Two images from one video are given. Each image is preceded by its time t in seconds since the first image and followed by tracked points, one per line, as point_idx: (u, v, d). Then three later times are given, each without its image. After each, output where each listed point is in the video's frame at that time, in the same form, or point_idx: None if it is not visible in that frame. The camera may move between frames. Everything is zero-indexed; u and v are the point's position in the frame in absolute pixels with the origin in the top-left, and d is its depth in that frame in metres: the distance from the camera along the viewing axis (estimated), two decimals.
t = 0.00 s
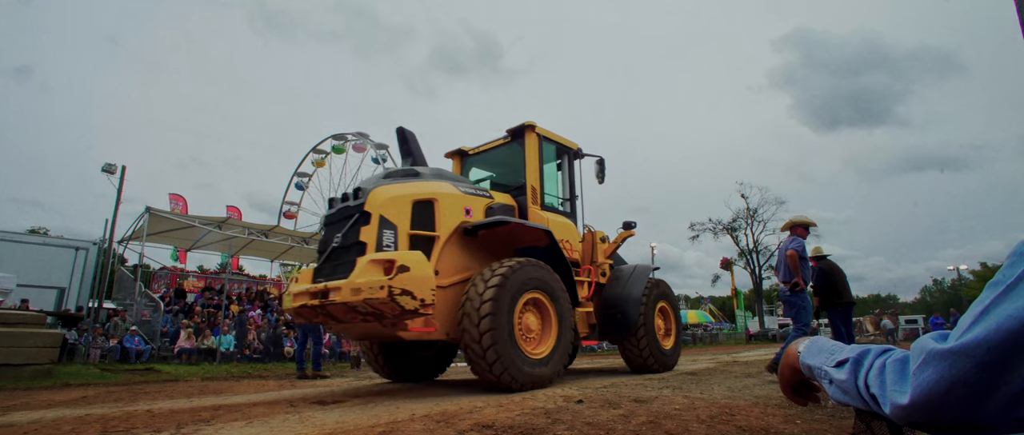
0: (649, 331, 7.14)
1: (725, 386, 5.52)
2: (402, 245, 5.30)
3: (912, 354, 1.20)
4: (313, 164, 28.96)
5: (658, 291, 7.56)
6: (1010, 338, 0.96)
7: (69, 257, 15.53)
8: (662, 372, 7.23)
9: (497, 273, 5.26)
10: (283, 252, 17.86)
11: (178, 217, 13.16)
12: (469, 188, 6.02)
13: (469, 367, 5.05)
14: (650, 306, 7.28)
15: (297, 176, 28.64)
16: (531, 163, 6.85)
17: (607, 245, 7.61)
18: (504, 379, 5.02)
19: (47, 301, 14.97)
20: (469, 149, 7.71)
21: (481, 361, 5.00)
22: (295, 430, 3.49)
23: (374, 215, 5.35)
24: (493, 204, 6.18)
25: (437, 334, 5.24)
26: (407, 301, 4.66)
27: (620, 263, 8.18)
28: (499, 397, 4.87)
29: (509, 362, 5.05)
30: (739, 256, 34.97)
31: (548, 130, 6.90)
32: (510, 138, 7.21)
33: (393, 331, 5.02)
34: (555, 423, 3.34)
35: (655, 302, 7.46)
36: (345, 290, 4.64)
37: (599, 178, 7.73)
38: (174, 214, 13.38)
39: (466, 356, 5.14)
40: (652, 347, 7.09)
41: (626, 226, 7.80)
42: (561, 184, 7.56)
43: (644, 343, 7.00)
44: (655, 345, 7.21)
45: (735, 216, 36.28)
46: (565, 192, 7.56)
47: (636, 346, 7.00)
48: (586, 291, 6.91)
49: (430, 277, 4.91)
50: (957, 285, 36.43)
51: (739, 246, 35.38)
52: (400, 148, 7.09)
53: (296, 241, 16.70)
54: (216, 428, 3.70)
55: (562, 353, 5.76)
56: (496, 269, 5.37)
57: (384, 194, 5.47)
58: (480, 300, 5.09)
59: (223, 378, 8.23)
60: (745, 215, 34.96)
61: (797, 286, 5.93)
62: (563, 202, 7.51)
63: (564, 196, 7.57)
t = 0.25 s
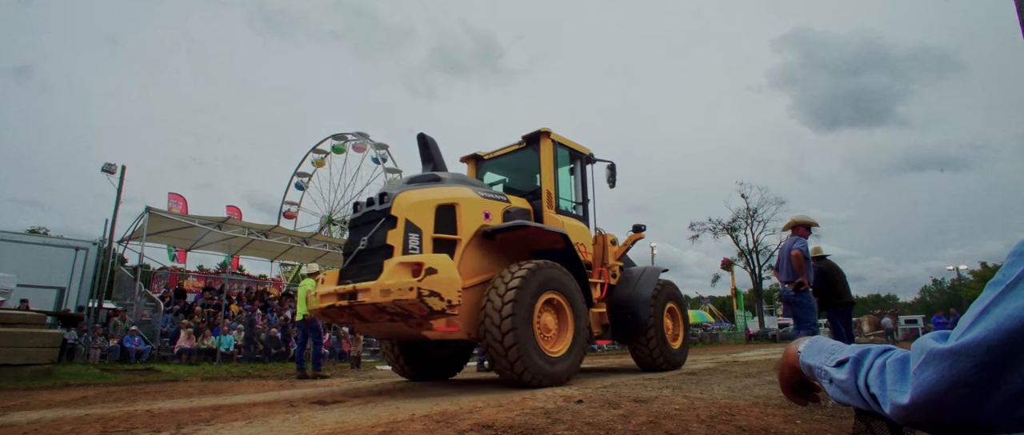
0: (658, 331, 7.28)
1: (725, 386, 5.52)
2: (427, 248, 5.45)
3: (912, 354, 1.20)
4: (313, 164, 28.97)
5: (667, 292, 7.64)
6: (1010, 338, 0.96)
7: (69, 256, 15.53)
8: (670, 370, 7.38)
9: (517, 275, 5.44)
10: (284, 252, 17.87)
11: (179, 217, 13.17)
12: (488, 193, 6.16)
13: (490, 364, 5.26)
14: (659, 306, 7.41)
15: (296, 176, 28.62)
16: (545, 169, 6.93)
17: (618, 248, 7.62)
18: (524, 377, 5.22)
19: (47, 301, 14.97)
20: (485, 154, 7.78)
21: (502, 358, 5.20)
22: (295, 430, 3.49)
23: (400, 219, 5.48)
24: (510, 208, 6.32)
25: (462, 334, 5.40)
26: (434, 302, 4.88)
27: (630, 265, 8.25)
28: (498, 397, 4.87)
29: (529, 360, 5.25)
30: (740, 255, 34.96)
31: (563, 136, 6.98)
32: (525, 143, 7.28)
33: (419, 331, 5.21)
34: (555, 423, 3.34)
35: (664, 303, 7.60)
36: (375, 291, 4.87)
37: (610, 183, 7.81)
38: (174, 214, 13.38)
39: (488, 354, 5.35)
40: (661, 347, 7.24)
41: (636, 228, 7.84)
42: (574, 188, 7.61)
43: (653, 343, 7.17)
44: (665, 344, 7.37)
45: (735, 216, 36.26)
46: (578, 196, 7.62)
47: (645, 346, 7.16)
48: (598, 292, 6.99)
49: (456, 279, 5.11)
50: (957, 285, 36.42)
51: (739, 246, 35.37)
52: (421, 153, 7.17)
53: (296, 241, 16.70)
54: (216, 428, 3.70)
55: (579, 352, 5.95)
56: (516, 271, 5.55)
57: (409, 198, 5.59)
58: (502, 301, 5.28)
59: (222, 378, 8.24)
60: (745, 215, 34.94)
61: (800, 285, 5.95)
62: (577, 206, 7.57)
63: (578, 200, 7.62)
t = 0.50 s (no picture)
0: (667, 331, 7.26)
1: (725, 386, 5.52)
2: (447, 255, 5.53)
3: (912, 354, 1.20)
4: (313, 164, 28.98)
5: (675, 292, 7.71)
6: (1010, 338, 0.96)
7: (69, 256, 15.54)
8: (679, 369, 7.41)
9: (533, 281, 5.50)
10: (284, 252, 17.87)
11: (179, 217, 13.18)
12: (501, 198, 6.21)
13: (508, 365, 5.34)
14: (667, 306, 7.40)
15: (296, 176, 28.63)
16: (556, 175, 6.97)
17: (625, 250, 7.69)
18: (543, 379, 5.33)
19: (47, 301, 14.97)
20: (496, 159, 7.79)
21: (521, 361, 5.30)
22: (294, 430, 3.49)
23: (421, 226, 5.53)
24: (524, 213, 6.38)
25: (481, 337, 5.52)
26: (457, 308, 5.04)
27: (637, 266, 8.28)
28: (498, 397, 4.87)
29: (547, 364, 5.34)
30: (740, 255, 34.96)
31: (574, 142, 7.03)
32: (535, 149, 7.32)
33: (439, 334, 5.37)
34: (555, 423, 3.34)
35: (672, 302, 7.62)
36: (400, 298, 5.03)
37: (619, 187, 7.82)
38: (174, 215, 13.39)
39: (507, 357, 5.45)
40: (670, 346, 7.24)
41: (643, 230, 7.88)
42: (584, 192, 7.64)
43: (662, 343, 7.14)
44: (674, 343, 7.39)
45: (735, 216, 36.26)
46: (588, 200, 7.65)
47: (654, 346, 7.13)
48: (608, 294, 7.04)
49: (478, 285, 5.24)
50: (957, 285, 36.40)
51: (739, 246, 35.37)
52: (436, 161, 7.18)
53: (296, 241, 16.71)
54: (216, 428, 3.70)
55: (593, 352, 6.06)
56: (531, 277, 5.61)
57: (427, 205, 5.65)
58: (519, 307, 5.35)
59: (222, 378, 8.25)
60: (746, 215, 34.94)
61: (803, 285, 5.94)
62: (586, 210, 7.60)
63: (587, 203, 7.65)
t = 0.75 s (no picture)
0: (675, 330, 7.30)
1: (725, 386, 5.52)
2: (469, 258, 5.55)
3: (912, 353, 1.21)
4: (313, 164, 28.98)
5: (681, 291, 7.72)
6: (1010, 338, 0.96)
7: (69, 257, 15.54)
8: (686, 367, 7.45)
9: (550, 283, 5.53)
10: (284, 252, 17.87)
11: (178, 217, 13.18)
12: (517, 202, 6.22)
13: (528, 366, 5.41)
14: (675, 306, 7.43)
15: (297, 176, 28.65)
16: (570, 180, 6.99)
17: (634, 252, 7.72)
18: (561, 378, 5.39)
19: (47, 301, 14.98)
20: (509, 164, 7.84)
21: (540, 362, 5.35)
22: (295, 430, 3.48)
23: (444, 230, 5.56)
24: (539, 216, 6.38)
25: (503, 337, 5.55)
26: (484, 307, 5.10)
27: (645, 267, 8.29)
28: (498, 397, 4.86)
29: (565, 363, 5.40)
30: (739, 256, 34.94)
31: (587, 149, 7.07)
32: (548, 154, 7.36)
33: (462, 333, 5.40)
34: (555, 423, 3.34)
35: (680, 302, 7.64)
36: (427, 298, 5.07)
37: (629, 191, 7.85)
38: (174, 215, 13.39)
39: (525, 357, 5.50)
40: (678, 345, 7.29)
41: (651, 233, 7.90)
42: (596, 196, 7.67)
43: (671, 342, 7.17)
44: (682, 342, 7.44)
45: (735, 216, 36.23)
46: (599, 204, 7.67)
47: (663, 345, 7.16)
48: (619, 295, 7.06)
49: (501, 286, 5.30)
50: (957, 285, 36.36)
51: (739, 246, 35.35)
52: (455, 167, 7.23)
53: (296, 241, 16.72)
54: (216, 428, 3.70)
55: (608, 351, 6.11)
56: (549, 279, 5.65)
57: (449, 209, 5.69)
58: (538, 309, 5.39)
59: (222, 378, 8.25)
60: (746, 215, 34.92)
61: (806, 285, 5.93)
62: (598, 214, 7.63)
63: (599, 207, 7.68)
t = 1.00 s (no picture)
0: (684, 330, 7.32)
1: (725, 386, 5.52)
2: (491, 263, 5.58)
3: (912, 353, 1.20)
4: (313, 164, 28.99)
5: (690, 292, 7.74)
6: (1010, 338, 0.96)
7: (69, 257, 15.54)
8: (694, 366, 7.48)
9: (569, 284, 5.56)
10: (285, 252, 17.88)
11: (178, 216, 13.18)
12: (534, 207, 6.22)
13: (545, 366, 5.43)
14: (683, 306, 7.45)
15: (296, 176, 28.67)
16: (583, 186, 6.99)
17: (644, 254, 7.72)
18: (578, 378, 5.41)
19: (47, 301, 14.97)
20: (523, 168, 7.82)
21: (558, 361, 5.37)
22: (294, 430, 3.48)
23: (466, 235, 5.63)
24: (556, 221, 6.39)
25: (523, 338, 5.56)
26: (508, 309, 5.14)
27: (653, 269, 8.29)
28: (498, 397, 4.86)
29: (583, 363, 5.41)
30: (739, 256, 34.92)
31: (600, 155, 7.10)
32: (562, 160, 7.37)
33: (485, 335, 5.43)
34: (554, 423, 3.34)
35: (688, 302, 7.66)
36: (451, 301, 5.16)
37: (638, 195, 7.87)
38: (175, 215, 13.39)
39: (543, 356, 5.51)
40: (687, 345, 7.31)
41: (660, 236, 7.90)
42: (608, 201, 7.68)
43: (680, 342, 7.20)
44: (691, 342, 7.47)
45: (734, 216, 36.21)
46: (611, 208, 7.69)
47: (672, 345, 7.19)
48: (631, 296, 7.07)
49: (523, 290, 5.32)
50: (957, 285, 36.33)
51: (739, 246, 35.33)
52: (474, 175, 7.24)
53: (296, 241, 16.73)
54: (216, 428, 3.69)
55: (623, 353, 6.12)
56: (567, 280, 5.68)
57: (471, 214, 5.73)
58: (557, 308, 5.41)
59: (221, 378, 8.25)
60: (745, 215, 34.91)
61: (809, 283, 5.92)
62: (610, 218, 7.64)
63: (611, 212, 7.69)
